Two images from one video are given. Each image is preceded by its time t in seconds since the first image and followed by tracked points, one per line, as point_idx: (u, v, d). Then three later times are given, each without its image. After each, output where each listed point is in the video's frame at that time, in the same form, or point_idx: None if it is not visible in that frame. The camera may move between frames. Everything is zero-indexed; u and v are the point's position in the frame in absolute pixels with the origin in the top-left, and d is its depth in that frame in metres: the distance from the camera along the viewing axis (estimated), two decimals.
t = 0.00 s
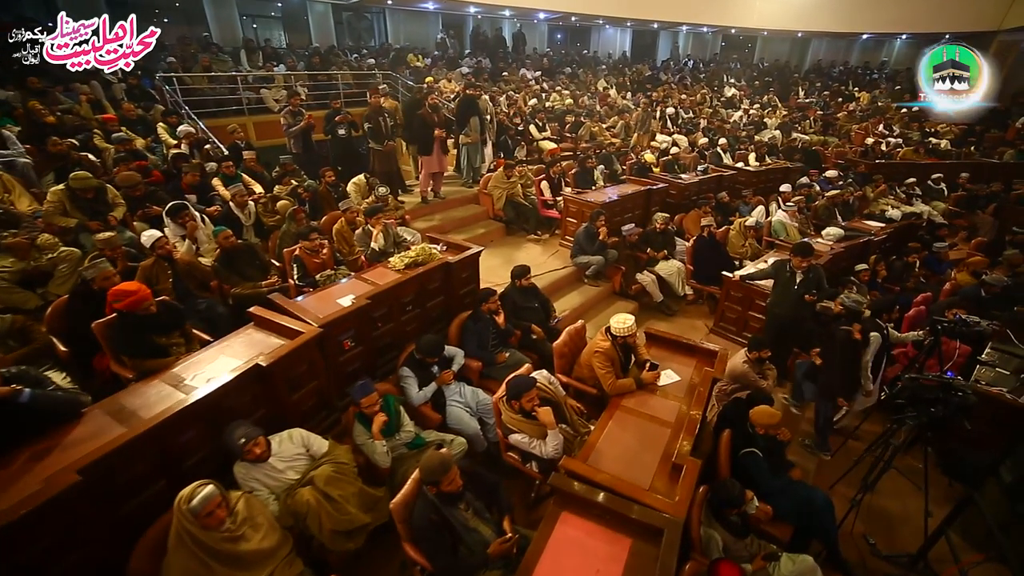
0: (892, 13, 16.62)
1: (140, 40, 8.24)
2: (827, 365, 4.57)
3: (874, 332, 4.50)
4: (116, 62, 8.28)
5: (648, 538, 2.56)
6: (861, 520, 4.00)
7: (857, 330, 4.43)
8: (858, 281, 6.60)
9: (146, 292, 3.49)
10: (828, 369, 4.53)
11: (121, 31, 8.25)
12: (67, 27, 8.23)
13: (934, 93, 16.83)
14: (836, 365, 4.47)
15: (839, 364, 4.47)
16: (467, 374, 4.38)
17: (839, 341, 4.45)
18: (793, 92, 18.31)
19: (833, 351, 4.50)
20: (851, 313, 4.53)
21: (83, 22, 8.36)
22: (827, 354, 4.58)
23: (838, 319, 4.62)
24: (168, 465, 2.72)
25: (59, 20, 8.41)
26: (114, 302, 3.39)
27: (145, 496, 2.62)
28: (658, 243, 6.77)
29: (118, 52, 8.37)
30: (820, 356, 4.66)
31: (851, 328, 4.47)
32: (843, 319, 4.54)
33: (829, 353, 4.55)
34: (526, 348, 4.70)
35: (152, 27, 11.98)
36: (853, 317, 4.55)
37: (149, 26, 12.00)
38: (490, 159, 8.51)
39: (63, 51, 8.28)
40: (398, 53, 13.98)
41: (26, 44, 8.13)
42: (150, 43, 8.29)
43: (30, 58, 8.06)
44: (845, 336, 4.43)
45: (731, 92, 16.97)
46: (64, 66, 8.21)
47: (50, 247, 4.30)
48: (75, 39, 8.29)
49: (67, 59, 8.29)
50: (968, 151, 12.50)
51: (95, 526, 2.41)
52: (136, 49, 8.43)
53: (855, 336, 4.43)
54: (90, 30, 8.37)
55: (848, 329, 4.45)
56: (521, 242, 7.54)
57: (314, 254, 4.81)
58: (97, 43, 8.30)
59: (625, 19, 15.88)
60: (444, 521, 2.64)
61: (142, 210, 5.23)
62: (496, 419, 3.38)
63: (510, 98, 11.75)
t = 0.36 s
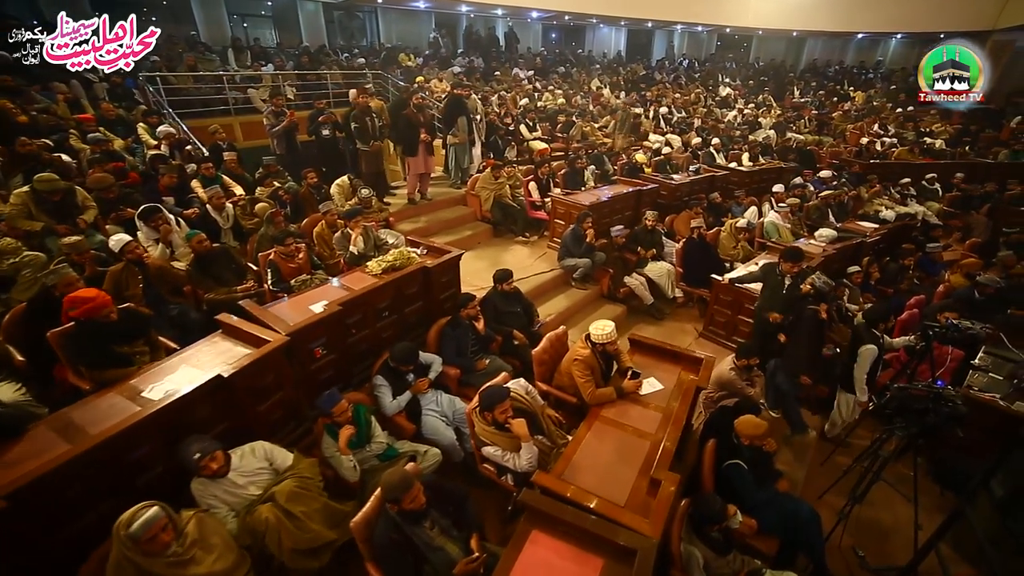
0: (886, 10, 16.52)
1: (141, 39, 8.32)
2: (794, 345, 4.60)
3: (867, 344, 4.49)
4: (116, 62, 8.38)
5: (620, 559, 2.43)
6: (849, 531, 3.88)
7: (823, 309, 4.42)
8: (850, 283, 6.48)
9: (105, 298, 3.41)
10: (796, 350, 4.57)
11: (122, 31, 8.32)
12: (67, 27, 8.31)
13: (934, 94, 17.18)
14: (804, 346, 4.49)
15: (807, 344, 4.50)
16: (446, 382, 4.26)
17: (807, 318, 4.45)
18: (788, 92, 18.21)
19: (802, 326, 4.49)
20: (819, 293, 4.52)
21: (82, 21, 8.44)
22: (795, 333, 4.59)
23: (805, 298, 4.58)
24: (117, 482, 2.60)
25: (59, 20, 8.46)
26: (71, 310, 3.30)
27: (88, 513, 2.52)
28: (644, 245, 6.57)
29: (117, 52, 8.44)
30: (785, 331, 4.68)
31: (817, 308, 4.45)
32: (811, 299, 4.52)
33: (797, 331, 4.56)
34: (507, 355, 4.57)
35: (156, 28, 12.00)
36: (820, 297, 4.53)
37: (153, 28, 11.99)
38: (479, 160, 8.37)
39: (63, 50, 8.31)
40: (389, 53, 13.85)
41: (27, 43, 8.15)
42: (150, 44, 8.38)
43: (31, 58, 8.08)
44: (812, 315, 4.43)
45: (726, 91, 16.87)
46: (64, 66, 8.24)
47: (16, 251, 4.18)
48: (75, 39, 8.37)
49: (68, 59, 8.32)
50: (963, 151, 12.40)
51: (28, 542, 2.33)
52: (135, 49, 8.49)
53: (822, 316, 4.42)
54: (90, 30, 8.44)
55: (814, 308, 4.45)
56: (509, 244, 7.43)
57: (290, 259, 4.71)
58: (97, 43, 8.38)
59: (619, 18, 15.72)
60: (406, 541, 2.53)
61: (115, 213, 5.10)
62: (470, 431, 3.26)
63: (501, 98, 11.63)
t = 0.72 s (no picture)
0: (884, 10, 16.43)
1: (141, 39, 8.00)
2: (778, 334, 4.67)
3: (866, 356, 4.33)
4: (116, 62, 8.21)
5: None
6: (841, 542, 3.78)
7: (814, 304, 4.55)
8: (845, 286, 6.38)
9: (71, 304, 3.27)
10: (781, 339, 4.62)
11: (121, 31, 8.08)
12: (68, 27, 8.14)
13: (933, 95, 16.12)
14: (793, 338, 4.55)
15: (795, 335, 4.55)
16: (428, 388, 4.15)
17: (798, 312, 4.52)
18: (786, 92, 18.09)
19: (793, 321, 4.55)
20: (811, 287, 4.72)
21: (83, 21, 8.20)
22: (783, 324, 4.64)
23: (794, 291, 4.76)
24: (71, 496, 2.50)
25: (59, 20, 8.28)
26: (31, 317, 3.13)
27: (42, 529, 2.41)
28: (640, 244, 6.57)
29: (118, 52, 8.24)
30: (772, 322, 4.73)
31: (807, 304, 4.54)
32: (802, 293, 4.71)
33: (786, 323, 4.61)
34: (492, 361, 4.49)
35: (158, 29, 11.93)
36: (812, 292, 4.71)
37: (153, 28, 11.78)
38: (471, 160, 8.25)
39: (63, 51, 8.17)
40: (383, 52, 13.74)
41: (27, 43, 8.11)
42: (149, 43, 7.98)
43: (30, 58, 8.02)
44: (803, 309, 4.51)
45: (724, 91, 16.74)
46: (64, 66, 8.13)
47: None
48: (75, 39, 8.19)
49: (68, 59, 8.18)
50: (961, 152, 12.28)
51: None
52: (135, 49, 8.25)
53: (813, 309, 4.55)
54: (90, 30, 8.22)
55: (806, 304, 4.54)
56: (500, 245, 7.33)
57: (269, 262, 4.62)
58: (97, 43, 8.17)
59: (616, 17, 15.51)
60: (372, 560, 2.43)
61: (93, 215, 5.00)
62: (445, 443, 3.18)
63: (495, 98, 11.52)
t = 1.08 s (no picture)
0: (878, 10, 16.40)
1: (141, 39, 8.13)
2: (756, 337, 4.39)
3: (858, 359, 4.20)
4: (116, 62, 8.30)
5: None
6: (827, 553, 3.68)
7: (791, 306, 4.31)
8: (836, 288, 6.27)
9: (21, 311, 3.20)
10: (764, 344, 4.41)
11: (121, 31, 8.17)
12: (68, 28, 8.36)
13: (934, 95, 15.76)
14: (767, 343, 4.28)
15: (769, 338, 4.28)
16: (404, 396, 4.04)
17: (774, 314, 4.29)
18: (781, 91, 18.01)
19: (766, 323, 4.31)
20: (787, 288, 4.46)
21: (83, 22, 8.40)
22: (759, 326, 4.39)
23: (774, 292, 4.49)
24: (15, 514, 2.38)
25: (59, 21, 8.56)
26: None
27: None
28: (628, 246, 6.45)
29: (117, 52, 8.34)
30: (750, 324, 4.50)
31: (785, 304, 4.35)
32: (775, 295, 4.43)
33: (761, 325, 4.36)
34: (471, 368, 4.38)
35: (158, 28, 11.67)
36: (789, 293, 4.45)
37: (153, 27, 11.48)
38: (459, 161, 8.12)
39: (63, 50, 8.44)
40: (374, 51, 13.62)
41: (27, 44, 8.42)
42: (149, 45, 8.19)
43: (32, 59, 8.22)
44: (779, 311, 4.29)
45: (718, 90, 16.64)
46: (65, 66, 8.33)
47: None
48: (75, 39, 8.38)
49: (67, 58, 8.41)
50: (956, 151, 12.19)
51: None
52: (135, 49, 8.32)
53: (790, 312, 4.31)
54: (90, 30, 8.39)
55: (782, 304, 4.33)
56: (486, 247, 7.22)
57: (243, 267, 4.51)
58: (97, 43, 8.32)
59: (610, 16, 15.33)
60: None
61: (64, 218, 4.88)
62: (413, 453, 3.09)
63: (486, 97, 11.40)
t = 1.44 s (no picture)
0: (878, 9, 16.27)
1: (141, 40, 7.86)
2: (738, 341, 4.23)
3: (858, 355, 4.11)
4: (116, 62, 8.11)
5: None
6: (815, 568, 3.57)
7: (772, 308, 4.08)
8: (830, 292, 6.16)
9: None
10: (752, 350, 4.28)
11: (122, 31, 7.96)
12: (69, 28, 8.28)
13: (933, 95, 15.59)
14: (750, 347, 4.10)
15: (750, 344, 4.11)
16: (382, 403, 3.94)
17: (754, 317, 4.08)
18: (780, 90, 17.88)
19: (747, 328, 4.13)
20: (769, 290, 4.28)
21: (85, 21, 8.21)
22: (741, 329, 4.24)
23: (757, 297, 4.33)
24: None
25: (60, 21, 8.50)
26: None
27: None
28: (619, 248, 6.33)
29: (118, 52, 8.14)
30: (734, 329, 4.34)
31: (765, 308, 4.13)
32: (756, 298, 4.26)
33: (743, 328, 4.21)
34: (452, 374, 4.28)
35: (156, 28, 11.68)
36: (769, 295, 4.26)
37: (150, 28, 11.52)
38: (449, 161, 8.02)
39: (62, 51, 8.40)
40: (368, 50, 13.53)
41: (28, 44, 8.42)
42: (148, 45, 7.95)
43: (31, 59, 8.31)
44: (759, 314, 4.07)
45: (716, 90, 16.51)
46: (66, 67, 8.34)
47: None
48: (75, 39, 8.31)
49: (67, 59, 8.38)
50: (956, 152, 12.06)
51: None
52: (135, 49, 8.12)
53: (771, 315, 4.07)
54: (90, 30, 8.27)
55: (763, 308, 4.11)
56: (475, 249, 7.12)
57: (220, 271, 4.39)
58: (97, 43, 8.21)
59: (608, 16, 15.29)
60: None
61: (40, 220, 4.78)
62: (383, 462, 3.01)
63: (480, 97, 11.30)
